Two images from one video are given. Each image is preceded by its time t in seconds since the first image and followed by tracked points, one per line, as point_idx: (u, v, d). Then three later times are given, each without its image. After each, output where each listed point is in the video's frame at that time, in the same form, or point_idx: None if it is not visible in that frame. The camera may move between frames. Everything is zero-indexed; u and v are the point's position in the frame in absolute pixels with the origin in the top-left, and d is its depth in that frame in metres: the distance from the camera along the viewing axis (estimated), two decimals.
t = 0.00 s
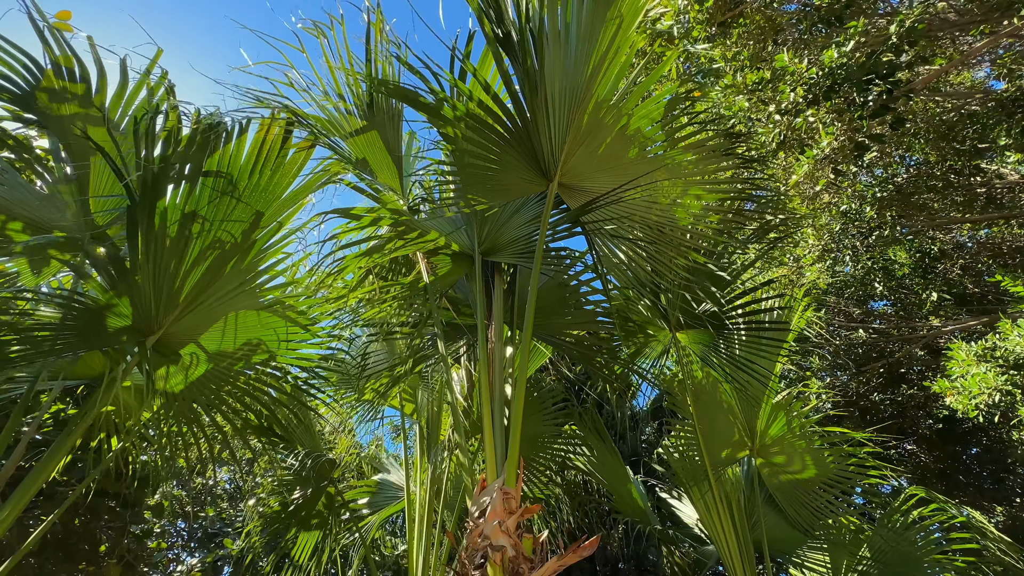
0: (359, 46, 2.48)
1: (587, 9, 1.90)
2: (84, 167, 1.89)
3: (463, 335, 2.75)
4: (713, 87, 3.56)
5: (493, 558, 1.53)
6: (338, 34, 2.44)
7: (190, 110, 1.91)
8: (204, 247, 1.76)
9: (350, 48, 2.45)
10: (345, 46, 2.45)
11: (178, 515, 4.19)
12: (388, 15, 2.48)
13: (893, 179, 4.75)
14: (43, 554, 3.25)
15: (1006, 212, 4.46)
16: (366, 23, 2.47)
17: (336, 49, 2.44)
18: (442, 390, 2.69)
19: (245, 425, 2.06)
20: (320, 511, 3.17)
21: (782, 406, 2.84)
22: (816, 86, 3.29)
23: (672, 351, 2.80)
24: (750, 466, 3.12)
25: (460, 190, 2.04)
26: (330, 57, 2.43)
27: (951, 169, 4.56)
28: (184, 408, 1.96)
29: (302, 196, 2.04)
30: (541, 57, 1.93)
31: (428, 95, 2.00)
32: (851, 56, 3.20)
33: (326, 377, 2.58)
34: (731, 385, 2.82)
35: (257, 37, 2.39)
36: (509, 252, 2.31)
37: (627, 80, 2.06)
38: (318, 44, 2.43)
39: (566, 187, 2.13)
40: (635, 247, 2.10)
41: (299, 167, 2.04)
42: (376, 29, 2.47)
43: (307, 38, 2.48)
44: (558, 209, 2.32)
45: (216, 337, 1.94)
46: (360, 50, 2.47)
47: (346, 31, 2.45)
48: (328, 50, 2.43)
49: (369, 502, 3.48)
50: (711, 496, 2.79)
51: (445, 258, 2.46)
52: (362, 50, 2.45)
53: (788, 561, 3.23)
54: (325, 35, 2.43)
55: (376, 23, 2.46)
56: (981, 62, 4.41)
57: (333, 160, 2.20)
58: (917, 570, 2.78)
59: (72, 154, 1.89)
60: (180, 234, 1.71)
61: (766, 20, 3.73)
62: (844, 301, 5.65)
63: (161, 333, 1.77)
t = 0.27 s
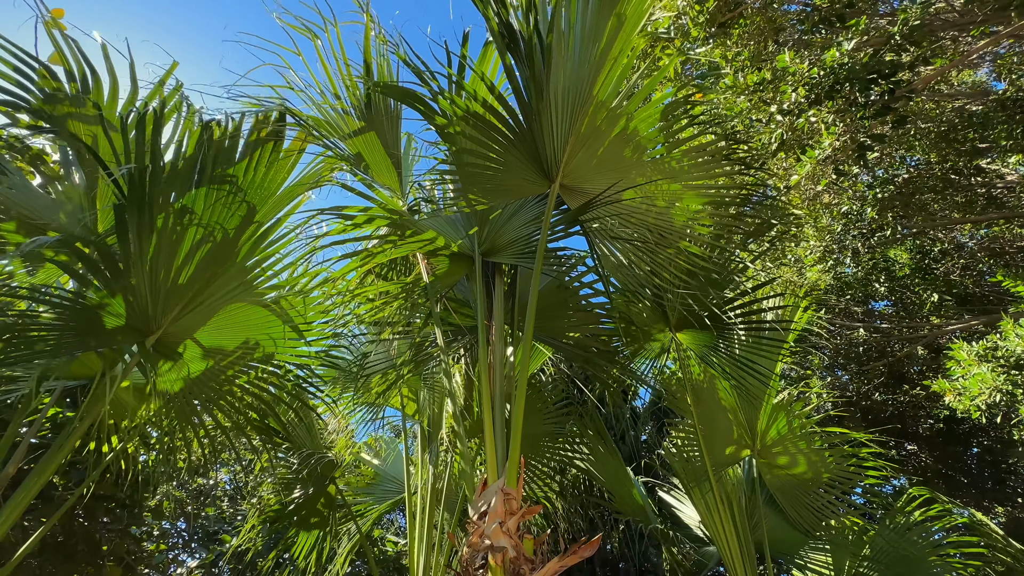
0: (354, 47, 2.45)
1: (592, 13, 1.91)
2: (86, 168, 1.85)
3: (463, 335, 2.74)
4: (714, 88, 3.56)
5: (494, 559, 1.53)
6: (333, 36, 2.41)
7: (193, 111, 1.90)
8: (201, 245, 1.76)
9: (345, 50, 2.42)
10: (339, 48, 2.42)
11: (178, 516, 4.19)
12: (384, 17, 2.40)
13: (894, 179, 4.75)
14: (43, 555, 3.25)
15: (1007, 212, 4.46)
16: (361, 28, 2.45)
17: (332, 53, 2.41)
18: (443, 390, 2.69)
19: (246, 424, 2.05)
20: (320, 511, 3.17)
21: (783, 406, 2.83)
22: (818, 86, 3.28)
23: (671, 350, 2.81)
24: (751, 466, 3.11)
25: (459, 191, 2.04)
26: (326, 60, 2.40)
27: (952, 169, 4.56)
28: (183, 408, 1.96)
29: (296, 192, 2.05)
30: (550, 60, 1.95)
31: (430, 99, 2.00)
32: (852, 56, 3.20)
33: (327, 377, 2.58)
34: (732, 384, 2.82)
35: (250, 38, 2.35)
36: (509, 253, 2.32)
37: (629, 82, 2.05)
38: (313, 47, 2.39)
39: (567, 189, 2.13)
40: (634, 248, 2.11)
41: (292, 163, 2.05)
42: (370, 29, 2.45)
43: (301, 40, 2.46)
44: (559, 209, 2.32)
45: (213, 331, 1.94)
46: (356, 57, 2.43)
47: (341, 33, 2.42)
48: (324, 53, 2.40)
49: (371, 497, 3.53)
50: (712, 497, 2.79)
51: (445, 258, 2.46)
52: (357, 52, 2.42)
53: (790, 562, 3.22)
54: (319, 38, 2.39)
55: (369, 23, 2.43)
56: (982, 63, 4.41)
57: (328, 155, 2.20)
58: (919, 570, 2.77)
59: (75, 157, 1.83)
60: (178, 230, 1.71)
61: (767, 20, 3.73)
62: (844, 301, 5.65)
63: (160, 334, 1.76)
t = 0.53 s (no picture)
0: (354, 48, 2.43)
1: (594, 12, 1.89)
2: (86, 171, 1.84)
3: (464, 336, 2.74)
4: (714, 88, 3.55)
5: (496, 559, 1.53)
6: (333, 38, 2.39)
7: (194, 114, 1.88)
8: (198, 246, 1.76)
9: (345, 51, 2.40)
10: (339, 49, 2.40)
11: (178, 518, 4.18)
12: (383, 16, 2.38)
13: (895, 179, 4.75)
14: (43, 557, 3.24)
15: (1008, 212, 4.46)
16: (358, 24, 2.42)
17: (332, 53, 2.39)
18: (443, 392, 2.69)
19: (246, 426, 2.06)
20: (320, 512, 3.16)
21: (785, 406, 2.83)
22: (818, 87, 3.27)
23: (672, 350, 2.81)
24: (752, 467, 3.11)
25: (459, 191, 2.04)
26: (326, 62, 2.39)
27: (952, 169, 4.56)
28: (179, 409, 1.94)
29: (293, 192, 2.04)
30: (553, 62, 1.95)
31: (431, 100, 2.00)
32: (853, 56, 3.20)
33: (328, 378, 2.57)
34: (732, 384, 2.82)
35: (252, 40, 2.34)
36: (510, 254, 2.31)
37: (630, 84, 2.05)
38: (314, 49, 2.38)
39: (567, 190, 2.13)
40: (632, 250, 2.11)
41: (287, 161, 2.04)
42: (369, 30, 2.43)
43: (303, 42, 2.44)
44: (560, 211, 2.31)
45: (213, 332, 1.93)
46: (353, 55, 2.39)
47: (340, 35, 2.40)
48: (324, 55, 2.38)
49: (373, 494, 3.56)
50: (713, 497, 2.78)
51: (446, 259, 2.46)
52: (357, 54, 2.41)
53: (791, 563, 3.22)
54: (320, 40, 2.38)
55: (368, 24, 2.42)
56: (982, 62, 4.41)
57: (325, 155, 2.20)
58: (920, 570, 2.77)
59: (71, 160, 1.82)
60: (173, 231, 1.70)
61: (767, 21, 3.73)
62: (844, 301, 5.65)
63: (159, 333, 1.76)
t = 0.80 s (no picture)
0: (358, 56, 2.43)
1: (592, 16, 1.88)
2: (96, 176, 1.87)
3: (464, 337, 2.75)
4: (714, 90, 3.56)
5: (497, 561, 1.52)
6: (339, 45, 2.39)
7: (198, 118, 1.89)
8: (202, 248, 1.76)
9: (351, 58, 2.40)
10: (345, 57, 2.40)
11: (179, 520, 4.18)
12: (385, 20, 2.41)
13: (895, 179, 4.75)
14: (44, 560, 3.24)
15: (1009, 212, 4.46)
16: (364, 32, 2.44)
17: (337, 59, 2.39)
18: (443, 394, 2.71)
19: (246, 429, 2.06)
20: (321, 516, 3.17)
21: (786, 405, 2.83)
22: (817, 87, 3.25)
23: (673, 350, 2.82)
24: (753, 467, 3.11)
25: (461, 194, 2.04)
26: (331, 68, 2.38)
27: (953, 169, 4.57)
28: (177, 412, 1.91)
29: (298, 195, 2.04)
30: (553, 66, 1.94)
31: (432, 103, 2.00)
32: (852, 57, 3.20)
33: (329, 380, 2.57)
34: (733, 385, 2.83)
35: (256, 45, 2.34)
36: (510, 256, 2.31)
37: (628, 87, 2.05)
38: (319, 54, 2.38)
39: (568, 192, 2.13)
40: (632, 251, 2.11)
41: (291, 166, 2.04)
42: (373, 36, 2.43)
43: (307, 47, 2.43)
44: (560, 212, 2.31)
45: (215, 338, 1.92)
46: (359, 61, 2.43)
47: (347, 42, 2.41)
48: (329, 61, 2.38)
49: (376, 497, 3.55)
50: (714, 497, 2.78)
51: (448, 261, 2.47)
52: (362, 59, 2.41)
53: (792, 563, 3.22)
54: (325, 46, 2.37)
55: (372, 29, 2.42)
56: (982, 62, 4.41)
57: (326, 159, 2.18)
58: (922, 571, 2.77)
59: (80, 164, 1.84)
60: (178, 234, 1.70)
61: (767, 21, 3.73)
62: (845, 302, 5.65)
63: (163, 335, 1.75)
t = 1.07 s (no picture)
0: (349, 59, 2.41)
1: (590, 16, 1.89)
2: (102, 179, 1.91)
3: (464, 338, 2.75)
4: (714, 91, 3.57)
5: (498, 562, 1.52)
6: (328, 50, 2.39)
7: (198, 120, 1.91)
8: (203, 250, 1.76)
9: (342, 62, 2.39)
10: (336, 61, 2.39)
11: (180, 522, 4.18)
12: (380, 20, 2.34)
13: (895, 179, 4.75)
14: (46, 562, 3.24)
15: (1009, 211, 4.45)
16: (354, 32, 2.41)
17: (327, 64, 2.38)
18: (444, 395, 2.72)
19: (246, 429, 2.06)
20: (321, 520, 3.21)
21: (787, 405, 2.83)
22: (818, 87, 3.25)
23: (674, 350, 2.82)
24: (754, 468, 3.10)
25: (461, 195, 2.04)
26: (321, 73, 2.37)
27: (953, 169, 4.57)
28: (178, 408, 1.93)
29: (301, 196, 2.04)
30: (551, 66, 1.94)
31: (432, 105, 2.00)
32: (852, 57, 3.20)
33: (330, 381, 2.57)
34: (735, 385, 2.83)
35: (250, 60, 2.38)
36: (510, 257, 2.31)
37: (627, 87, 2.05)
38: (308, 61, 2.38)
39: (567, 192, 2.13)
40: (634, 251, 2.11)
41: (293, 168, 2.04)
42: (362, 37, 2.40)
43: (297, 55, 2.44)
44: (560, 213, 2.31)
45: (217, 339, 1.92)
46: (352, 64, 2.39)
47: (336, 46, 2.39)
48: (319, 67, 2.37)
49: (376, 504, 3.48)
50: (715, 498, 2.77)
51: (447, 262, 2.46)
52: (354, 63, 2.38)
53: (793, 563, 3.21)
54: (314, 53, 2.38)
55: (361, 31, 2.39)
56: (982, 61, 4.41)
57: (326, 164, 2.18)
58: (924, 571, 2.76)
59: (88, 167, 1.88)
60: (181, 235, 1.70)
61: (767, 22, 3.73)
62: (845, 302, 5.65)
63: (163, 337, 1.75)
